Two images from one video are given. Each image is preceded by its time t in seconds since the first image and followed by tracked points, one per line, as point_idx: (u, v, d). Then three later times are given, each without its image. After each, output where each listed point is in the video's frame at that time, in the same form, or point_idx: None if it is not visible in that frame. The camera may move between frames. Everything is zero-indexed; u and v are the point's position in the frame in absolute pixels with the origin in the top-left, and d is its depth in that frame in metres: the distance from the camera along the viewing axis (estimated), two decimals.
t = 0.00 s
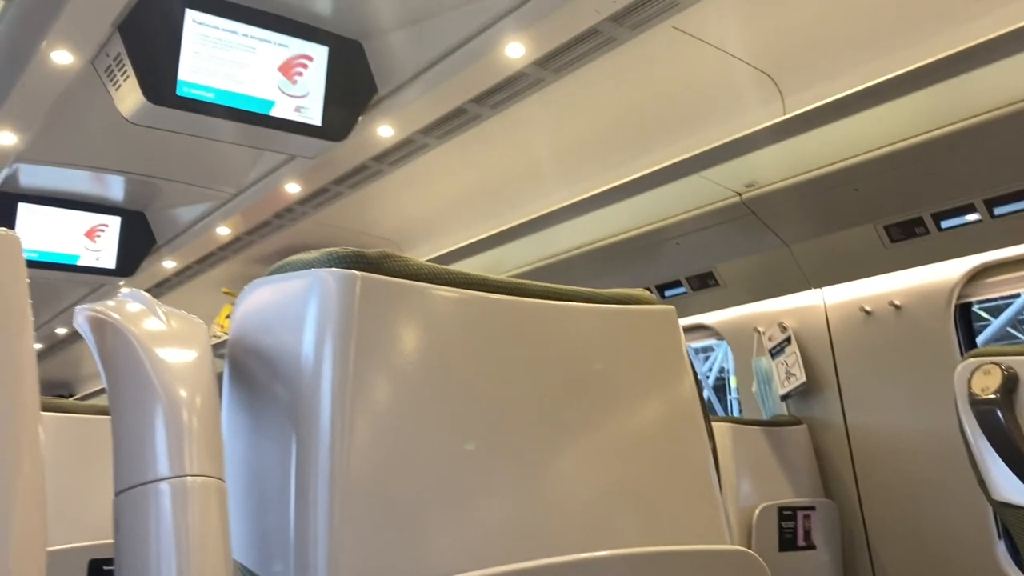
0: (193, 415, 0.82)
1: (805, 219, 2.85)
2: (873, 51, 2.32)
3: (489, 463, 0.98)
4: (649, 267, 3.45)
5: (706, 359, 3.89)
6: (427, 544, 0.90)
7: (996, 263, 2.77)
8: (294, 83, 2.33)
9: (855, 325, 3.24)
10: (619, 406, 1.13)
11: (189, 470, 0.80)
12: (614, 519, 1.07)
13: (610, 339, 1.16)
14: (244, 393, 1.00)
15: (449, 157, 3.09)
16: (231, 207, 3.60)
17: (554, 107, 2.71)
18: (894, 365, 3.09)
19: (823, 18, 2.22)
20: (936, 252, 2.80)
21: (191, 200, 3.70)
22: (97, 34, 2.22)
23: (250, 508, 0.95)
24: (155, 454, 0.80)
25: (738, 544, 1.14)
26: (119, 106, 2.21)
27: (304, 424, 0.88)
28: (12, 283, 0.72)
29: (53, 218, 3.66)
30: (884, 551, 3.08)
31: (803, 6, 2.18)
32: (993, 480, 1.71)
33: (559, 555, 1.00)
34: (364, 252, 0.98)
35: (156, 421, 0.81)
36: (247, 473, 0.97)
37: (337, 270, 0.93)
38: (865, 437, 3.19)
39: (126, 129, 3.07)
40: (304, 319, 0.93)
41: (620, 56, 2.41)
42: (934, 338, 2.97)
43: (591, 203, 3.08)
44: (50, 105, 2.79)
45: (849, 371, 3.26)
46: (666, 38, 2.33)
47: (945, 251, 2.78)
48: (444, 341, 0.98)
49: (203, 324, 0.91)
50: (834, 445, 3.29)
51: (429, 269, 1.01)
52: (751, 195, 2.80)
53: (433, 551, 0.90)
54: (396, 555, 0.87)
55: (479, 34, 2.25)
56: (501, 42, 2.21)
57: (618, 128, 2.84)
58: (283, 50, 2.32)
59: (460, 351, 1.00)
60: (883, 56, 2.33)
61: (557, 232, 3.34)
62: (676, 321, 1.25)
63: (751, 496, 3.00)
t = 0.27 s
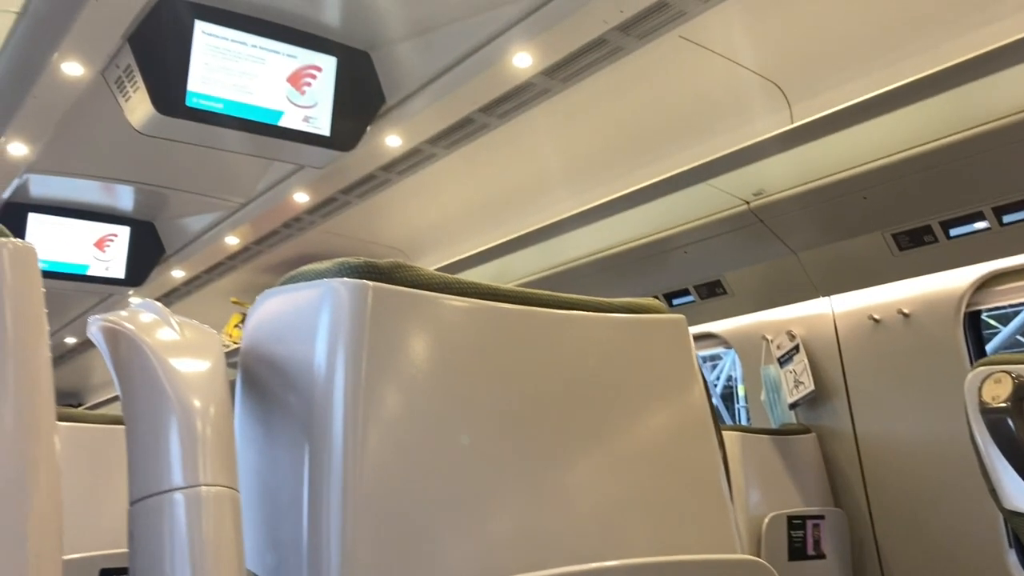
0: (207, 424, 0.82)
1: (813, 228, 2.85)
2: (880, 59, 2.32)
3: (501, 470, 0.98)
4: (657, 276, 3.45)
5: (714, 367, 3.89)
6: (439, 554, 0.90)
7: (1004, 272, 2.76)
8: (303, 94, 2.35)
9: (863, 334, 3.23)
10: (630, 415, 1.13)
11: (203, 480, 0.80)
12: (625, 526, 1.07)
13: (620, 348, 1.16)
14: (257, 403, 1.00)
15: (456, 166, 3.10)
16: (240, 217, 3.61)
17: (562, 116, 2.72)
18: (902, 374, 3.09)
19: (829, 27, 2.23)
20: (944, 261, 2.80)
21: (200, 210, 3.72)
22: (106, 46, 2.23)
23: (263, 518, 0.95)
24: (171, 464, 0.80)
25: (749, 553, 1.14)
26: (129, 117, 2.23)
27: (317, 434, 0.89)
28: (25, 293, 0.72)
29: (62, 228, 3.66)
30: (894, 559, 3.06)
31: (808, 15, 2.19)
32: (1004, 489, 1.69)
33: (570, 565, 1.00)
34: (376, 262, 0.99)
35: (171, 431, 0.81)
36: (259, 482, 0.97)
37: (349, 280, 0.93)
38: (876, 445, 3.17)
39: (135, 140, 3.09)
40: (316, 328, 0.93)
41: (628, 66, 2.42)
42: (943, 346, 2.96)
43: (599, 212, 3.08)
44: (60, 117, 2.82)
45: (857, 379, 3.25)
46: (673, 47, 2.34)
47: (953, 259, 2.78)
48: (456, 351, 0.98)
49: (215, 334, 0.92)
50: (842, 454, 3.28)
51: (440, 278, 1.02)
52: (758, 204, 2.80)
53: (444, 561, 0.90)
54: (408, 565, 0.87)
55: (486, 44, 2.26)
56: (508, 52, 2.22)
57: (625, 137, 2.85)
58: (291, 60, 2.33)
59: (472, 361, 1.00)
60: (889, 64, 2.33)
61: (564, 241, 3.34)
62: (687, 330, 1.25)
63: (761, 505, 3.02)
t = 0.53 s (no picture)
0: (216, 431, 0.83)
1: (818, 233, 2.84)
2: (883, 64, 2.33)
3: (508, 476, 0.98)
4: (662, 281, 3.44)
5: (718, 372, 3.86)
6: (446, 560, 0.90)
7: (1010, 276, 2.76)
8: (308, 100, 2.34)
9: (869, 339, 3.22)
10: (637, 421, 1.13)
11: (213, 486, 0.80)
12: (632, 532, 1.07)
13: (627, 354, 1.16)
14: (265, 409, 1.00)
15: (462, 172, 3.10)
16: (246, 223, 3.62)
17: (567, 122, 2.73)
18: (907, 380, 3.07)
19: (833, 32, 2.23)
20: (950, 265, 2.79)
21: (206, 216, 3.73)
22: (113, 54, 2.25)
23: (270, 524, 0.95)
24: (180, 470, 0.81)
25: (756, 560, 1.13)
26: (135, 124, 2.25)
27: (325, 440, 0.89)
28: (35, 301, 0.72)
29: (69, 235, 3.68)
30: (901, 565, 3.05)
31: (812, 21, 2.20)
32: (1011, 495, 1.69)
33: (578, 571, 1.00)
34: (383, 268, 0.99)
35: (180, 438, 0.81)
36: (267, 488, 0.97)
37: (357, 286, 0.94)
38: (883, 451, 3.16)
39: (142, 147, 3.10)
40: (324, 334, 0.93)
41: (633, 72, 2.43)
42: (948, 351, 2.95)
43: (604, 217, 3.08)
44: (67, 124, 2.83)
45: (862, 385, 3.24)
46: (678, 53, 2.35)
47: (959, 264, 2.77)
48: (463, 357, 0.99)
49: (223, 340, 0.92)
50: (849, 460, 3.26)
51: (447, 284, 1.02)
52: (763, 209, 2.80)
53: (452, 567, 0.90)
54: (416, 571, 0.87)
55: (491, 51, 2.27)
56: (513, 58, 2.23)
57: (630, 143, 2.85)
58: (297, 68, 2.34)
59: (479, 367, 1.00)
60: (892, 70, 2.33)
61: (569, 246, 3.34)
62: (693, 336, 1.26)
63: (767, 510, 3.00)
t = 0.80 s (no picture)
0: (229, 439, 0.83)
1: (826, 240, 2.84)
2: (889, 71, 2.33)
3: (519, 484, 0.98)
4: (669, 289, 3.44)
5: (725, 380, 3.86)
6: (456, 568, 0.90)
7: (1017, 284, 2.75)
8: (316, 109, 2.36)
9: (877, 346, 3.21)
10: (647, 428, 1.14)
11: (226, 495, 0.81)
12: (643, 540, 1.07)
13: (637, 361, 1.16)
14: (276, 417, 1.01)
15: (469, 179, 3.11)
16: (254, 231, 3.63)
17: (575, 130, 2.74)
18: (916, 387, 3.06)
19: (839, 39, 2.24)
20: (958, 272, 2.78)
21: (214, 225, 3.74)
22: (123, 64, 2.26)
23: (282, 532, 0.95)
24: (193, 480, 0.81)
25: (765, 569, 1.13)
26: (145, 133, 2.27)
27: (336, 449, 0.89)
28: (51, 313, 0.72)
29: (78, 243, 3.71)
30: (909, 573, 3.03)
31: (819, 29, 2.20)
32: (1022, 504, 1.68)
33: None
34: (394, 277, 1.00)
35: (194, 446, 0.82)
36: (279, 496, 0.97)
37: (368, 295, 0.94)
38: (892, 458, 3.14)
39: (151, 156, 3.12)
40: (335, 343, 0.93)
41: (640, 79, 2.43)
42: (957, 358, 2.95)
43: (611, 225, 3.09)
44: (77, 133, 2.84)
45: (870, 391, 3.23)
46: (685, 61, 2.35)
47: (967, 271, 2.76)
48: (472, 364, 0.99)
49: (236, 349, 0.93)
50: (857, 467, 3.25)
51: (457, 293, 1.02)
52: (771, 216, 2.80)
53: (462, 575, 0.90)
54: None
55: (498, 59, 2.28)
56: (521, 66, 2.25)
57: (638, 150, 2.86)
58: (305, 77, 2.35)
59: (488, 375, 1.00)
60: (899, 77, 2.34)
61: (576, 254, 3.34)
62: (702, 343, 1.26)
63: (775, 516, 3.00)
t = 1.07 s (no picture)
0: (241, 448, 0.83)
1: (833, 245, 2.84)
2: (896, 77, 2.33)
3: (530, 492, 0.98)
4: (676, 295, 3.44)
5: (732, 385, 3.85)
6: None
7: None
8: (323, 116, 2.37)
9: (885, 352, 3.21)
10: (658, 436, 1.13)
11: (238, 504, 0.81)
12: (653, 547, 1.07)
13: (648, 369, 1.16)
14: (288, 426, 1.00)
15: (476, 186, 3.11)
16: (261, 238, 3.64)
17: (581, 136, 2.74)
18: (923, 393, 3.05)
19: (846, 45, 2.24)
20: (966, 278, 2.78)
21: (221, 231, 3.75)
22: (131, 72, 2.28)
23: (294, 542, 0.95)
24: (205, 489, 0.81)
25: None
26: (153, 140, 2.29)
27: (347, 456, 0.89)
28: (63, 325, 0.71)
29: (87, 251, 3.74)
30: None
31: (825, 35, 2.21)
32: None
33: None
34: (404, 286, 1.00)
35: (206, 455, 0.82)
36: (291, 505, 0.97)
37: (378, 303, 0.94)
38: (900, 464, 3.13)
39: (159, 163, 3.13)
40: (346, 351, 0.93)
41: (647, 86, 2.44)
42: (965, 363, 2.94)
43: (617, 231, 3.09)
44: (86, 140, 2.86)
45: (878, 397, 3.22)
46: (692, 66, 2.36)
47: (975, 276, 2.76)
48: (483, 372, 0.98)
49: (247, 358, 0.93)
50: (865, 473, 3.24)
51: (467, 301, 1.02)
52: (778, 222, 2.80)
53: None
54: None
55: (505, 66, 2.28)
56: (528, 73, 2.25)
57: (644, 157, 2.86)
58: (313, 84, 2.36)
59: (499, 382, 1.00)
60: (906, 83, 2.34)
61: (582, 259, 3.34)
62: (712, 351, 1.26)
63: (783, 522, 3.00)
